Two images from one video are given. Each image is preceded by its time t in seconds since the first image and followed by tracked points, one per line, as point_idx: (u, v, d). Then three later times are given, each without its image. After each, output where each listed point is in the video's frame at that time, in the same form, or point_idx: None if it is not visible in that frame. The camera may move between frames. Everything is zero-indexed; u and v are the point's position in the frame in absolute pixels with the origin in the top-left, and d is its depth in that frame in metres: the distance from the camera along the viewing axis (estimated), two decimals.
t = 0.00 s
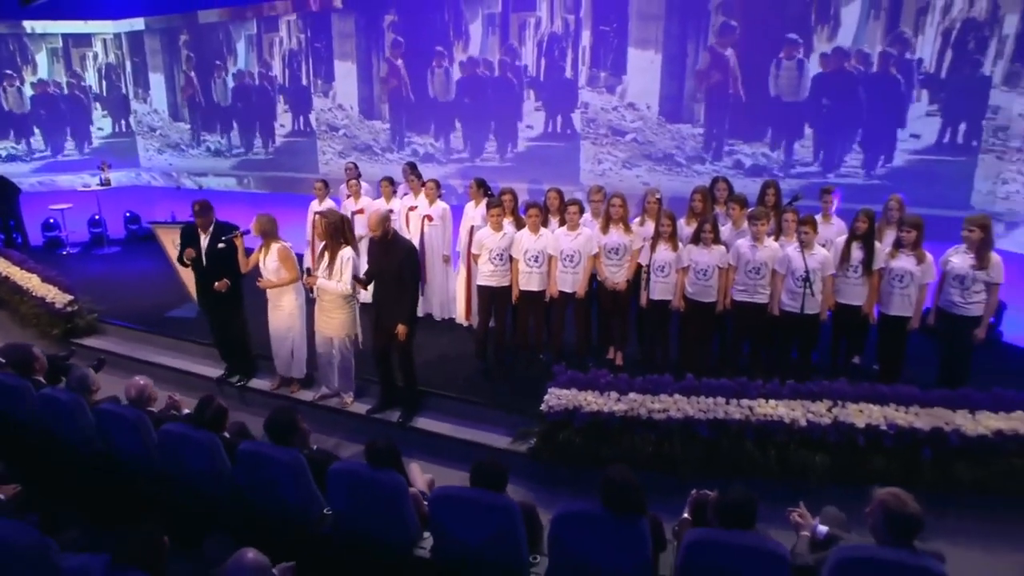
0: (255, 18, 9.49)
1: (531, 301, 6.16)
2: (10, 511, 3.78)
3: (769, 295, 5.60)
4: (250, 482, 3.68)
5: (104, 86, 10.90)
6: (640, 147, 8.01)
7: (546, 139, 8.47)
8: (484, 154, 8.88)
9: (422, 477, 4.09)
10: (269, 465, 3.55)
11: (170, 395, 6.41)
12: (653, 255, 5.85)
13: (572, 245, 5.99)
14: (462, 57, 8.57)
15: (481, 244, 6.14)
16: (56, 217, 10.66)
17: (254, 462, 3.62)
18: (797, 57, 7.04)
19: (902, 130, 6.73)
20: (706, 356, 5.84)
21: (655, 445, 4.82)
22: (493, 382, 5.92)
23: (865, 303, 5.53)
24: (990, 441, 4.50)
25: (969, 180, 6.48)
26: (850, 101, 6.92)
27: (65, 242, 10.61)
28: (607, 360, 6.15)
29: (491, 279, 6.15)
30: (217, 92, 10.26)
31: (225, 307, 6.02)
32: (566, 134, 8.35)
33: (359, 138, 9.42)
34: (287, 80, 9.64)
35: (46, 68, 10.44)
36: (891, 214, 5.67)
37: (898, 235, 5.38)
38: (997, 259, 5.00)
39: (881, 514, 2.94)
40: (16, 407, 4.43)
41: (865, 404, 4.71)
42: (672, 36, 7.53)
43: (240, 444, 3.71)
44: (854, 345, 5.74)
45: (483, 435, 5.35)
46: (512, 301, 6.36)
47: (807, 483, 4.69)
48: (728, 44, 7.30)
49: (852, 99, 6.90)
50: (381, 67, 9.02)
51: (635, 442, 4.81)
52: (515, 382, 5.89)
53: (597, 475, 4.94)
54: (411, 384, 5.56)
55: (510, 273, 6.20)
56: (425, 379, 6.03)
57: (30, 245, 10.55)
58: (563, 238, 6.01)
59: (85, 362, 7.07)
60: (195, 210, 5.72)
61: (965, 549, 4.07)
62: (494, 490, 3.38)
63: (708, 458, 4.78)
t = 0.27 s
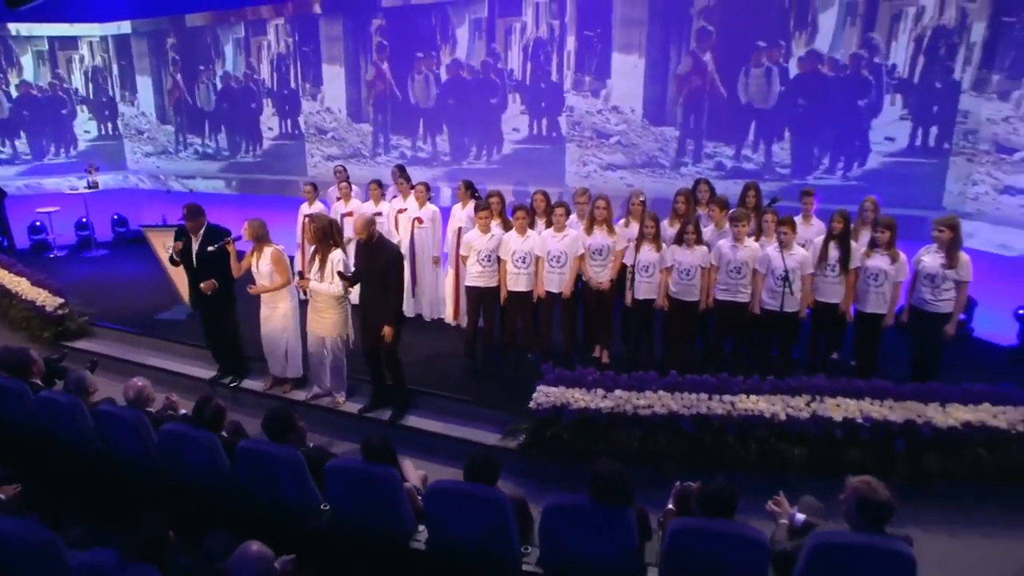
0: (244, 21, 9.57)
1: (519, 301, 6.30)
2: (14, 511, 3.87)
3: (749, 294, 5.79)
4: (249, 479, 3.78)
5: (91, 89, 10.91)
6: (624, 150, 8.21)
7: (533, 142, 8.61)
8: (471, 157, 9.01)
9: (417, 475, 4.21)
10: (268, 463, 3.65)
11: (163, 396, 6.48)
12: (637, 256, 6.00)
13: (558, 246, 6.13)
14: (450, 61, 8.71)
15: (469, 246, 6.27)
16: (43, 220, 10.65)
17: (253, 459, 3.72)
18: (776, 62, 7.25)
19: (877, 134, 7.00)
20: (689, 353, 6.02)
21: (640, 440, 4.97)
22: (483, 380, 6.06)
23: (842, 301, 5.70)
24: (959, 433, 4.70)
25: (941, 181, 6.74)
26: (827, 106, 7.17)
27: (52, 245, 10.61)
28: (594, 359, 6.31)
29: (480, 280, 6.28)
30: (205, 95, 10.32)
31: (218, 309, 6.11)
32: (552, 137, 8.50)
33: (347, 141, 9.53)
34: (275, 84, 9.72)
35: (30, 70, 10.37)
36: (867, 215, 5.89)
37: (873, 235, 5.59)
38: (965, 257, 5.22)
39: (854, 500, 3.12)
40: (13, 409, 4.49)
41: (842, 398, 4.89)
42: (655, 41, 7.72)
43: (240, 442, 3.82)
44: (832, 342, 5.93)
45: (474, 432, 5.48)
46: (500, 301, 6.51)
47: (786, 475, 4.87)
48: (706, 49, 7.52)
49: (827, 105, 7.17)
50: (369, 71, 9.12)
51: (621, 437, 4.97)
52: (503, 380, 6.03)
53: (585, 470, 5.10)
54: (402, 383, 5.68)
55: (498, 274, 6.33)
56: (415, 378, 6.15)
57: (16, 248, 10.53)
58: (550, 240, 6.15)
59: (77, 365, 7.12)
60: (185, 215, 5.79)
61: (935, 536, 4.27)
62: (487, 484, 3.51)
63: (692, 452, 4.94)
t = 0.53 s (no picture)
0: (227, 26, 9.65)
1: (503, 302, 6.46)
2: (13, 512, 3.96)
3: (726, 293, 5.99)
4: (246, 477, 3.90)
5: (72, 92, 10.88)
6: (602, 152, 8.42)
7: (515, 144, 8.77)
8: (454, 160, 9.14)
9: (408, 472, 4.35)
10: (264, 461, 3.77)
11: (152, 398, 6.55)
12: (616, 256, 6.17)
13: (540, 248, 6.30)
14: (433, 65, 8.85)
15: (454, 248, 6.43)
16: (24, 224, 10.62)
17: (248, 458, 3.84)
18: (750, 67, 7.53)
19: (847, 137, 7.30)
20: (668, 351, 6.22)
21: (621, 435, 5.15)
22: (468, 379, 6.21)
23: (815, 299, 5.91)
24: (924, 424, 4.94)
25: (909, 184, 7.06)
26: (799, 109, 7.45)
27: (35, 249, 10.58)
28: (576, 357, 6.49)
29: (464, 282, 6.43)
30: (188, 98, 10.42)
31: (206, 312, 6.19)
32: (534, 140, 8.67)
33: (331, 145, 9.63)
34: (259, 87, 9.81)
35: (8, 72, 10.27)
36: (837, 216, 6.13)
37: (843, 235, 5.84)
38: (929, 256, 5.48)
39: (822, 486, 3.32)
40: (9, 413, 4.57)
41: (814, 393, 5.10)
42: (633, 48, 7.93)
43: (237, 441, 3.92)
44: (805, 338, 6.16)
45: (461, 429, 5.62)
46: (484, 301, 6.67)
47: (762, 467, 5.07)
48: (681, 54, 7.77)
49: (797, 109, 7.46)
50: (352, 76, 9.23)
51: (604, 432, 5.15)
52: (489, 379, 6.18)
53: (569, 464, 5.26)
54: (388, 382, 5.81)
55: (482, 275, 6.49)
56: (403, 378, 6.29)
57: None
58: (532, 242, 6.31)
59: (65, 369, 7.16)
60: (171, 220, 5.89)
61: (902, 521, 4.49)
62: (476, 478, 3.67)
63: (672, 445, 5.14)
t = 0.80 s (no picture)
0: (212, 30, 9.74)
1: (488, 304, 6.62)
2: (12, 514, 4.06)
3: (704, 294, 6.20)
4: (241, 477, 4.03)
5: (54, 96, 10.86)
6: (583, 156, 8.60)
7: (498, 148, 8.92)
8: (437, 164, 9.27)
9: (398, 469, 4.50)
10: (258, 460, 3.90)
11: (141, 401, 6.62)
12: (598, 258, 6.35)
13: (524, 250, 6.46)
14: (416, 71, 8.99)
15: (439, 251, 6.56)
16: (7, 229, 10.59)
17: (243, 458, 3.96)
18: (726, 73, 7.75)
19: (819, 141, 7.57)
20: (648, 349, 6.41)
21: (604, 431, 5.33)
22: (455, 379, 6.35)
23: (788, 298, 6.14)
24: (892, 417, 5.17)
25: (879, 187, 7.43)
26: (772, 114, 7.70)
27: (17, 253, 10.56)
28: (559, 357, 6.66)
29: (449, 284, 6.57)
30: (172, 102, 10.46)
31: (195, 316, 6.28)
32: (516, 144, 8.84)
33: (316, 149, 9.73)
34: (244, 93, 9.90)
35: None
36: (810, 217, 6.33)
37: (815, 237, 6.06)
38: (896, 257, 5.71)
39: (793, 477, 3.51)
40: (3, 417, 4.64)
41: (788, 389, 5.32)
42: (613, 54, 8.12)
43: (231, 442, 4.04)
44: (780, 336, 6.38)
45: (448, 428, 5.77)
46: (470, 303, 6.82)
47: (739, 460, 5.27)
48: (660, 60, 7.97)
49: (771, 116, 7.72)
50: (337, 81, 9.32)
51: (587, 429, 5.32)
52: (474, 379, 6.33)
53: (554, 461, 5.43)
54: (377, 383, 5.94)
55: (466, 278, 6.64)
56: (390, 379, 6.42)
57: None
58: (516, 244, 6.48)
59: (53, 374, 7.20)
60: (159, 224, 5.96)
61: (872, 511, 4.71)
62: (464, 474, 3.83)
63: (653, 441, 5.32)
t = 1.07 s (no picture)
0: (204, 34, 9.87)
1: (479, 304, 6.75)
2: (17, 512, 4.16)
3: (690, 294, 6.36)
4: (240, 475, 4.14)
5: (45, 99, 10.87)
6: (573, 158, 8.75)
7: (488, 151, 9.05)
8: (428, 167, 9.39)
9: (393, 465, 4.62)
10: (257, 458, 4.02)
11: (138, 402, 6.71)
12: (587, 260, 6.49)
13: (514, 252, 6.60)
14: (406, 75, 9.10)
15: (430, 253, 6.68)
16: None
17: (243, 456, 4.08)
18: (711, 76, 7.91)
19: (803, 144, 7.76)
20: (636, 349, 6.56)
21: (593, 429, 5.46)
22: (448, 379, 6.48)
23: (771, 298, 6.32)
24: (872, 412, 5.34)
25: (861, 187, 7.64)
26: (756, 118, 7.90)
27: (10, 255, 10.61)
28: (549, 356, 6.80)
29: (441, 286, 6.70)
30: (164, 105, 10.57)
31: (191, 318, 6.38)
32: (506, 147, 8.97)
33: (308, 152, 9.82)
34: (236, 96, 10.00)
35: None
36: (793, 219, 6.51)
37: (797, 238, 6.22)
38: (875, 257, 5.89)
39: (773, 471, 3.66)
40: (4, 419, 4.73)
41: (772, 386, 5.48)
42: (602, 59, 8.27)
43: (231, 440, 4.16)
44: (765, 335, 6.55)
45: (441, 426, 5.90)
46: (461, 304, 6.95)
47: (724, 456, 5.43)
48: (648, 64, 8.11)
49: (755, 120, 7.91)
50: (328, 84, 9.42)
51: (577, 427, 5.46)
52: (467, 378, 6.46)
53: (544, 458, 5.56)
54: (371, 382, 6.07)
55: (458, 279, 6.76)
56: (384, 378, 6.54)
57: None
58: (506, 246, 6.62)
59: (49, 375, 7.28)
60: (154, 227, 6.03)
61: (852, 504, 4.87)
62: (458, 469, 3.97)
63: (640, 438, 5.47)
